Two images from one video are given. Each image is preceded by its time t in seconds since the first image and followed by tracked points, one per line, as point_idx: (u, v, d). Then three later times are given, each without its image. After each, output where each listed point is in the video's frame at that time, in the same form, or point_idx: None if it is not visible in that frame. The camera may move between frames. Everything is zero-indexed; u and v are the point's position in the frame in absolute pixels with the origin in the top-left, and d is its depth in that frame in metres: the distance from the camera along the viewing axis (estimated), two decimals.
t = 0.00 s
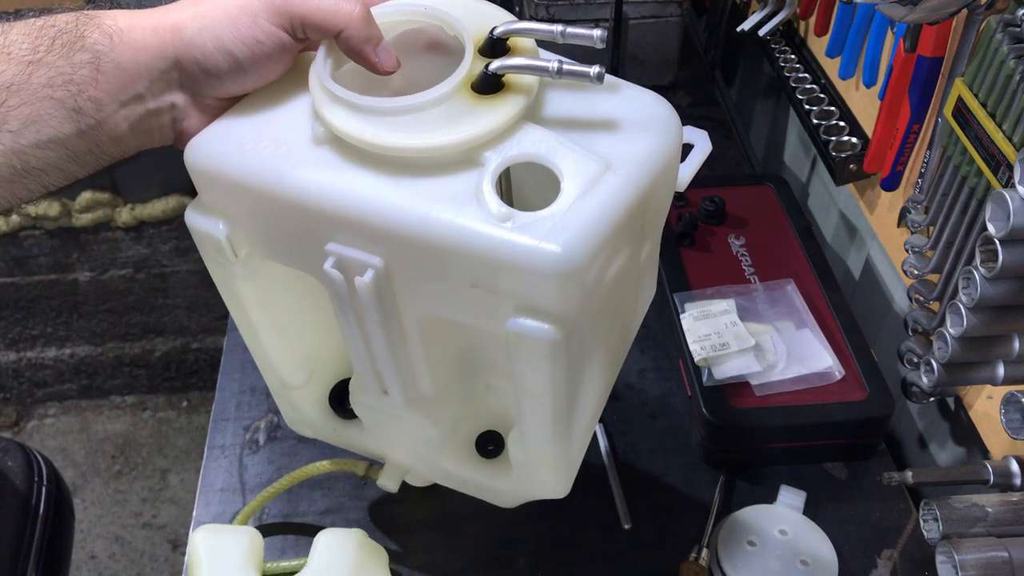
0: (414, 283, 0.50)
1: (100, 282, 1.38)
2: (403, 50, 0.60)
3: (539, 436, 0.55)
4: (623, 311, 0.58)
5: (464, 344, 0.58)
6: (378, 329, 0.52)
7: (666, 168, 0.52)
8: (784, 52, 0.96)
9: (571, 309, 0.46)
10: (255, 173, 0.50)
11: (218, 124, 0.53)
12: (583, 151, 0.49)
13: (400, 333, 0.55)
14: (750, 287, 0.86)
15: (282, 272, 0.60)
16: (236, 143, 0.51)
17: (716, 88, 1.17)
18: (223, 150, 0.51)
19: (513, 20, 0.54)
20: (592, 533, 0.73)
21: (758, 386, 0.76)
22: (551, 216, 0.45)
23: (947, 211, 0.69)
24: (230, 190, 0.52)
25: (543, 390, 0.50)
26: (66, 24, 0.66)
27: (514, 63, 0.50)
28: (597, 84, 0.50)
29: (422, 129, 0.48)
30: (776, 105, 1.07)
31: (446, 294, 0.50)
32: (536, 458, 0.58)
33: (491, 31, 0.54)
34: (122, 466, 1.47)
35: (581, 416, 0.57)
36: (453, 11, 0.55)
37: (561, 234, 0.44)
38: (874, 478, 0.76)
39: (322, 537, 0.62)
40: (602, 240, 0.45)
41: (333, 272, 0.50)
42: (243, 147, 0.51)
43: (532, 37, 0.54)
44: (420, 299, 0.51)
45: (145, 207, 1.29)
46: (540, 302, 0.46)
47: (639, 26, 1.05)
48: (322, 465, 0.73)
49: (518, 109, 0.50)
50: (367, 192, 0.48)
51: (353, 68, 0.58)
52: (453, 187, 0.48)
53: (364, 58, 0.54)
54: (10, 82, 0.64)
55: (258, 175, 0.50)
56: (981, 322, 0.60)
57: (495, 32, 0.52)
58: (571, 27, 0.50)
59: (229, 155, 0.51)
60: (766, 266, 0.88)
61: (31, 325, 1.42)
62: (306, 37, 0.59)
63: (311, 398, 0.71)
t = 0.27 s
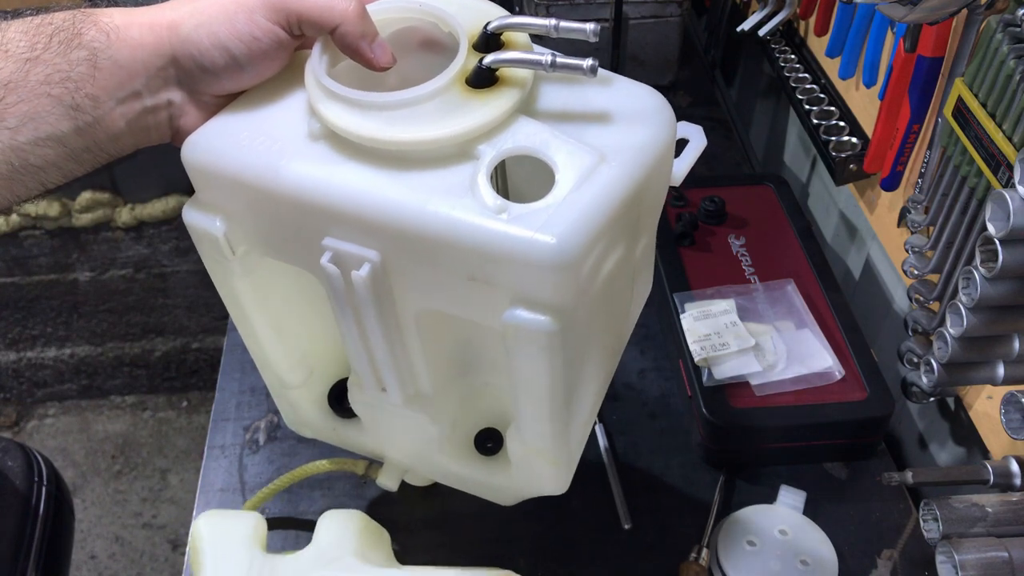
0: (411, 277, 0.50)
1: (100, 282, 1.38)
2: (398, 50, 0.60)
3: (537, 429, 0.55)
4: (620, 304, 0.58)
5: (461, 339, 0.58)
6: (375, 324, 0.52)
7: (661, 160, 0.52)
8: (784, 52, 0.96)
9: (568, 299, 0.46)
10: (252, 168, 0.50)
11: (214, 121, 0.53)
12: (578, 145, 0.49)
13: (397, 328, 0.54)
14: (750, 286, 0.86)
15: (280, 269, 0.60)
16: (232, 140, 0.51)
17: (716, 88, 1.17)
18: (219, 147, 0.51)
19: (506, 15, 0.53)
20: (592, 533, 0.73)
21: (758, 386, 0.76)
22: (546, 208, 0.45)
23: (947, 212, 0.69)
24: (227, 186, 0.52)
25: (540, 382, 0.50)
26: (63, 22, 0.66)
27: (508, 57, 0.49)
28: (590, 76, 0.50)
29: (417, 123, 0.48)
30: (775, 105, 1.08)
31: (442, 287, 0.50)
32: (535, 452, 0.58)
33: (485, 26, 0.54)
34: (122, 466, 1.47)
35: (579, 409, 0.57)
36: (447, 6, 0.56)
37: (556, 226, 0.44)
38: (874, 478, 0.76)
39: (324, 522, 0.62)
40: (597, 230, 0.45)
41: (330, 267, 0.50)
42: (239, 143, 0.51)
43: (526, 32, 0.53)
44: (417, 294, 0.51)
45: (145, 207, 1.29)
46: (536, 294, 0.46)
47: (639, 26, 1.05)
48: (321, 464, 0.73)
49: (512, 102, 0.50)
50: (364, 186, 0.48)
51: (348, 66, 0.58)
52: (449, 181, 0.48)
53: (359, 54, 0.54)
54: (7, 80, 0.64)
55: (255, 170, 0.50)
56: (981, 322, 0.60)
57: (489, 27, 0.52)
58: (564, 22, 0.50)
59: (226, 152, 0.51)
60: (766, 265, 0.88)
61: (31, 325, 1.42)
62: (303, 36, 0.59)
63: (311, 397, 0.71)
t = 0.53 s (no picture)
0: (411, 269, 0.50)
1: (100, 282, 1.38)
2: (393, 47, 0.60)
3: (537, 420, 0.55)
4: (618, 294, 0.58)
5: (460, 332, 0.58)
6: (375, 316, 0.52)
7: (657, 148, 0.52)
8: (784, 52, 0.96)
9: (568, 286, 0.46)
10: (251, 162, 0.50)
11: (211, 117, 0.53)
12: (576, 134, 0.49)
13: (397, 321, 0.55)
14: (750, 286, 0.86)
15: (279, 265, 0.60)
16: (230, 135, 0.51)
17: (716, 88, 1.17)
18: (218, 142, 0.51)
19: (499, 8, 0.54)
20: (592, 533, 0.73)
21: (758, 386, 0.76)
22: (545, 195, 0.46)
23: (947, 212, 0.69)
24: (226, 181, 0.52)
25: (540, 371, 0.50)
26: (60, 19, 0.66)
27: (503, 49, 0.50)
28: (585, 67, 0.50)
29: (414, 115, 0.49)
30: (774, 105, 1.08)
31: (442, 278, 0.50)
32: (535, 443, 0.58)
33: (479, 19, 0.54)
34: (122, 466, 1.47)
35: (579, 398, 0.57)
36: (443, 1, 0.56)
37: (555, 213, 0.45)
38: (874, 477, 0.76)
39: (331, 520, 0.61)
40: (594, 217, 0.46)
41: (330, 259, 0.50)
42: (236, 138, 0.51)
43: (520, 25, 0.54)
44: (416, 285, 0.51)
45: (144, 206, 1.28)
46: (535, 282, 0.46)
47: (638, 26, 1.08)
48: (320, 464, 0.73)
49: (508, 93, 0.50)
50: (362, 178, 0.48)
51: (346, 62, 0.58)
52: (447, 171, 0.48)
53: (355, 49, 0.55)
54: (6, 78, 0.64)
55: (254, 165, 0.50)
56: (980, 321, 0.60)
57: (483, 21, 0.53)
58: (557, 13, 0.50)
59: (224, 147, 0.51)
60: (766, 265, 0.88)
61: (31, 325, 1.42)
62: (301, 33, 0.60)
63: (311, 397, 0.71)
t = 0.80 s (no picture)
0: (410, 251, 0.50)
1: (101, 282, 1.38)
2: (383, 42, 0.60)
3: (538, 400, 0.55)
4: (611, 276, 0.59)
5: (455, 317, 0.58)
6: (375, 301, 0.52)
7: (646, 125, 0.53)
8: (784, 52, 0.96)
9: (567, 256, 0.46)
10: (248, 150, 0.50)
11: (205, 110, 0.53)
12: (568, 111, 0.50)
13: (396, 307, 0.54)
14: (750, 286, 0.86)
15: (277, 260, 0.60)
16: (226, 125, 0.51)
17: (716, 88, 1.17)
18: (214, 133, 0.51)
19: None
20: (592, 533, 0.73)
21: (758, 386, 0.76)
22: (542, 167, 0.46)
23: (947, 212, 0.69)
24: (222, 171, 0.51)
25: (540, 348, 0.50)
26: (59, 15, 0.67)
27: (493, 31, 0.50)
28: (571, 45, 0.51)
29: (407, 96, 0.49)
30: (773, 106, 1.09)
31: (440, 259, 0.50)
32: (535, 426, 0.58)
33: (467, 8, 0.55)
34: (122, 466, 1.47)
35: (578, 377, 0.58)
36: None
37: (552, 185, 0.45)
38: (874, 478, 0.76)
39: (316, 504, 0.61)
40: (590, 188, 0.46)
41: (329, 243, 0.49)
42: (232, 128, 0.51)
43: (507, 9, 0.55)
44: (414, 269, 0.51)
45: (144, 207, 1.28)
46: (535, 255, 0.46)
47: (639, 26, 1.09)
48: (318, 465, 0.72)
49: (499, 74, 0.51)
50: (360, 161, 0.48)
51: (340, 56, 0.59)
52: (443, 151, 0.48)
53: (348, 40, 0.55)
54: (4, 70, 0.64)
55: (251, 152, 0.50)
56: (980, 322, 0.60)
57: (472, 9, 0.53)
58: None
59: (221, 137, 0.51)
60: (766, 266, 0.88)
61: (31, 325, 1.42)
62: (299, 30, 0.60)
63: (310, 395, 0.71)
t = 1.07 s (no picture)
0: (421, 236, 0.50)
1: (100, 282, 1.38)
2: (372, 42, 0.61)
3: (550, 376, 0.56)
4: (609, 257, 0.60)
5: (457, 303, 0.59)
6: (386, 290, 0.52)
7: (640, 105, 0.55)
8: (784, 52, 0.96)
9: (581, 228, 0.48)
10: (253, 147, 0.50)
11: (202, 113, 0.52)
12: (570, 95, 0.51)
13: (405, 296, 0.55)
14: (750, 286, 0.86)
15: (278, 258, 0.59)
16: (227, 123, 0.51)
17: (716, 87, 1.17)
18: (216, 132, 0.51)
19: None
20: (591, 533, 0.73)
21: (758, 385, 0.76)
22: (550, 144, 0.48)
23: (947, 212, 0.69)
24: (226, 169, 0.51)
25: (555, 320, 0.51)
26: (50, 12, 0.67)
27: (488, 17, 0.52)
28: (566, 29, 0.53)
29: (410, 84, 0.50)
30: (773, 108, 1.09)
31: (451, 241, 0.50)
32: (546, 404, 0.59)
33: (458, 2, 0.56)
34: (122, 466, 1.47)
35: (584, 353, 0.59)
36: None
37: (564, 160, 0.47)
38: (874, 478, 0.76)
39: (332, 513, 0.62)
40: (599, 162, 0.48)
41: (340, 232, 0.49)
42: (232, 126, 0.51)
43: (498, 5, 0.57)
44: (424, 254, 0.52)
45: (144, 207, 1.28)
46: (551, 229, 0.48)
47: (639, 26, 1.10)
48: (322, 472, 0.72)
49: (496, 61, 0.52)
50: (369, 149, 0.48)
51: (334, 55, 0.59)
52: (449, 135, 0.49)
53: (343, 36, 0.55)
54: None
55: (256, 148, 0.50)
56: (980, 322, 0.60)
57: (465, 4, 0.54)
58: None
59: (223, 136, 0.50)
60: (766, 266, 0.88)
61: (31, 325, 1.42)
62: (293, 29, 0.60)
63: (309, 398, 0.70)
